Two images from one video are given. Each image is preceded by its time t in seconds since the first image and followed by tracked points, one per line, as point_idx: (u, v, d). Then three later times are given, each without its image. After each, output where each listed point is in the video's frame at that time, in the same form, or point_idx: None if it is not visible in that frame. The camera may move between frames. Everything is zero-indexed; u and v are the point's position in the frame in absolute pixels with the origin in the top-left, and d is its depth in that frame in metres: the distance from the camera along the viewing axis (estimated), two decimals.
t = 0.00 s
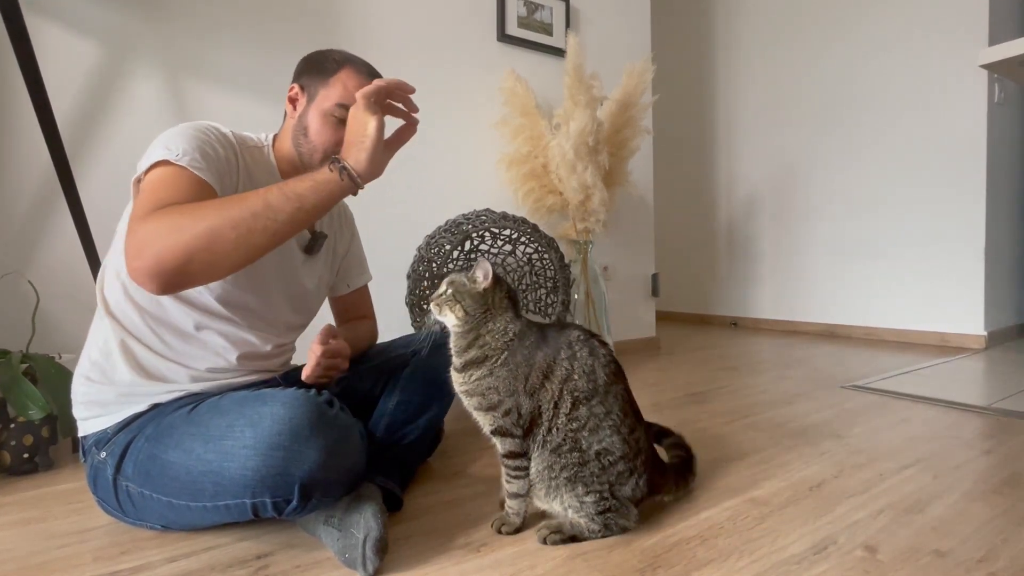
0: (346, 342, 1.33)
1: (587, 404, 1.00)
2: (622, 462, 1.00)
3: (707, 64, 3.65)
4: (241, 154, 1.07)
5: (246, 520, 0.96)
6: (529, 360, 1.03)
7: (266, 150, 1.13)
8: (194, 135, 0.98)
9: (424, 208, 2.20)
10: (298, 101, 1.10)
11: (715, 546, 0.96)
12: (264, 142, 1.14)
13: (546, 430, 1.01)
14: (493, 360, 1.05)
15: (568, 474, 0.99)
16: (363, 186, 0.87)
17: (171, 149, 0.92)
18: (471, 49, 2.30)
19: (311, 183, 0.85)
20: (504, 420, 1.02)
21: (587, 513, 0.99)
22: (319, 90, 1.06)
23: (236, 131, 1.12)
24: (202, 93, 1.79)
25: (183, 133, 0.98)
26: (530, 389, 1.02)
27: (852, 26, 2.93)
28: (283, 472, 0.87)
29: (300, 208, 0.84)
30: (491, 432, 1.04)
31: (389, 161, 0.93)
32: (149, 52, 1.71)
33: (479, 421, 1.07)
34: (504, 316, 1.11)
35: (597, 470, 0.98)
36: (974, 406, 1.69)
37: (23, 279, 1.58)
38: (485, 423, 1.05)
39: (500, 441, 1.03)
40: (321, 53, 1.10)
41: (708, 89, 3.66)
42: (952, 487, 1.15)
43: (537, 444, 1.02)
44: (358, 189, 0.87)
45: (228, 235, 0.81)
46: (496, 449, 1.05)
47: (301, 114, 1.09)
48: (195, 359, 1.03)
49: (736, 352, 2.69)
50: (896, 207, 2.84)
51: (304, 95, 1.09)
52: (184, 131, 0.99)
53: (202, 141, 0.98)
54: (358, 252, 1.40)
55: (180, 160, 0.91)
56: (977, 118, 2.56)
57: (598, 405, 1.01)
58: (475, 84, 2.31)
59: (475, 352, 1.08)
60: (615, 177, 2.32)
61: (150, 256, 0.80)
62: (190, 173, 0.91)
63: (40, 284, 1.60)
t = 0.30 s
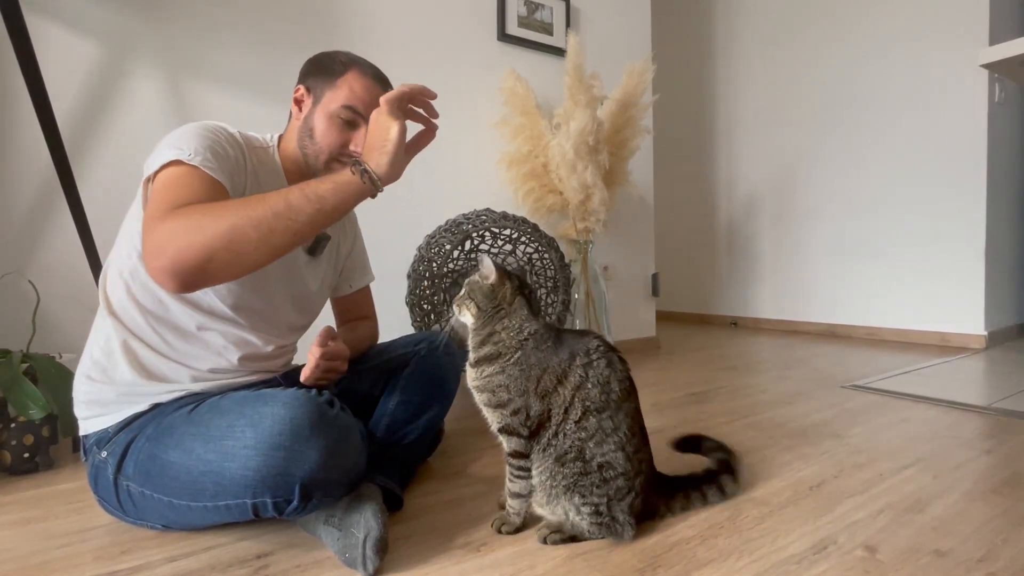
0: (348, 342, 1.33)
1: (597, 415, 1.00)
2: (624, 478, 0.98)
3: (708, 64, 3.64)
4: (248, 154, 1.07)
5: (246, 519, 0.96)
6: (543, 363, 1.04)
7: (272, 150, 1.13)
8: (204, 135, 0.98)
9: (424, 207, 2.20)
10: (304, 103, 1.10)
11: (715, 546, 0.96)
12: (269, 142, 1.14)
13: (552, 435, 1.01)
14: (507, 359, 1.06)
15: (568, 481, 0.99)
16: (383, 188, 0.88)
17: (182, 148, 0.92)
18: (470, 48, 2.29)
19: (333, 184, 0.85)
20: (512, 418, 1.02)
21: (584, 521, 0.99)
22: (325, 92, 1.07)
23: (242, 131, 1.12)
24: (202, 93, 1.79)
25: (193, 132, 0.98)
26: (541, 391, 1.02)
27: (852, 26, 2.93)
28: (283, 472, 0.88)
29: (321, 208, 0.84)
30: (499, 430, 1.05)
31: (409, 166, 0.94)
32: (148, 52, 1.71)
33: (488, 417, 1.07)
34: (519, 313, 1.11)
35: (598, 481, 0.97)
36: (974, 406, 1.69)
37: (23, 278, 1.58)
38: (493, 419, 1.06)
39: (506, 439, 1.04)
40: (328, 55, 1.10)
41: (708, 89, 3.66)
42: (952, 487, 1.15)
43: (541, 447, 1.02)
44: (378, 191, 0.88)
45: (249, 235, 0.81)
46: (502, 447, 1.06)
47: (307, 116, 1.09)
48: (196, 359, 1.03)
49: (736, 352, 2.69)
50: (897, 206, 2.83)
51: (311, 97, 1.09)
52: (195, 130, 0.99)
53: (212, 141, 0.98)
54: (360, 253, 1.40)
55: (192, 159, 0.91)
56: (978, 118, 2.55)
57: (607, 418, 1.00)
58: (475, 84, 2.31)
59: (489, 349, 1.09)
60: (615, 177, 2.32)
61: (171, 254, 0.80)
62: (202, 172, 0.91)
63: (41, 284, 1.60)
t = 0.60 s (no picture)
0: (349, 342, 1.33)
1: (602, 421, 1.00)
2: (627, 484, 0.98)
3: (708, 63, 3.64)
4: (253, 153, 1.07)
5: (247, 518, 0.96)
6: (549, 363, 1.04)
7: (275, 150, 1.12)
8: (208, 135, 0.98)
9: (424, 207, 2.20)
10: (308, 102, 1.10)
11: (715, 545, 0.96)
12: (273, 142, 1.14)
13: (555, 436, 1.01)
14: (512, 357, 1.06)
15: (570, 484, 0.98)
16: (392, 193, 0.88)
17: (188, 150, 0.92)
18: (470, 48, 2.29)
19: (344, 190, 0.86)
20: (516, 416, 1.02)
21: (584, 523, 0.98)
22: (331, 91, 1.07)
23: (245, 131, 1.11)
24: (202, 92, 1.79)
25: (197, 133, 0.97)
26: (546, 391, 1.02)
27: (852, 26, 2.93)
28: (284, 471, 0.88)
29: (332, 214, 0.85)
30: (503, 428, 1.05)
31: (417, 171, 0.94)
32: (148, 52, 1.71)
33: (493, 415, 1.07)
34: (519, 310, 1.11)
35: (600, 485, 0.97)
36: (975, 406, 1.69)
37: (24, 278, 1.58)
38: (498, 417, 1.06)
39: (510, 437, 1.04)
40: (331, 54, 1.10)
41: (708, 89, 3.66)
42: (952, 487, 1.15)
43: (543, 447, 1.02)
44: (387, 197, 0.88)
45: (261, 240, 0.81)
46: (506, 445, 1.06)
47: (311, 115, 1.09)
48: (199, 359, 1.03)
49: (736, 351, 2.69)
50: (898, 205, 2.83)
51: (315, 96, 1.09)
52: (200, 131, 0.99)
53: (217, 141, 0.98)
54: (362, 253, 1.40)
55: (200, 161, 0.91)
56: (978, 118, 2.55)
57: (613, 425, 1.00)
58: (475, 83, 2.31)
59: (494, 348, 1.09)
60: (615, 177, 2.32)
61: (183, 258, 0.80)
62: (210, 174, 0.91)
63: (41, 284, 1.60)
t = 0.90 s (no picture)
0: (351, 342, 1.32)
1: (604, 422, 0.99)
2: (630, 485, 0.98)
3: (709, 62, 3.64)
4: (254, 154, 1.07)
5: (249, 517, 0.96)
6: (552, 363, 1.04)
7: (278, 151, 1.13)
8: (210, 138, 0.98)
9: (424, 206, 2.20)
10: (310, 101, 1.10)
11: (716, 544, 0.96)
12: (275, 142, 1.14)
13: (557, 436, 1.01)
14: (515, 356, 1.06)
15: (572, 485, 0.98)
16: (395, 208, 0.88)
17: (190, 154, 0.92)
18: (470, 47, 2.29)
19: (347, 205, 0.86)
20: (519, 415, 1.02)
21: (585, 523, 0.98)
22: (331, 89, 1.07)
23: (248, 131, 1.11)
24: (202, 91, 1.79)
25: (199, 135, 0.97)
26: (549, 390, 1.02)
27: (853, 25, 2.92)
28: (286, 471, 0.88)
29: (335, 229, 0.85)
30: (506, 426, 1.05)
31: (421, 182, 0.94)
32: (149, 51, 1.71)
33: (497, 415, 1.07)
34: (521, 311, 1.11)
35: (602, 486, 0.97)
36: (976, 405, 1.69)
37: (25, 277, 1.58)
38: (501, 416, 1.06)
39: (512, 436, 1.04)
40: (331, 53, 1.10)
41: (709, 88, 3.65)
42: (953, 486, 1.15)
43: (545, 447, 1.02)
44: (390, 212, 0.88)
45: (264, 254, 0.82)
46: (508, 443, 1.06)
47: (312, 114, 1.09)
48: (200, 359, 1.03)
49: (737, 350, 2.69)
50: (899, 204, 2.83)
51: (316, 95, 1.09)
52: (202, 133, 0.98)
53: (218, 144, 0.98)
54: (363, 254, 1.40)
55: (201, 167, 0.90)
56: (980, 117, 2.55)
57: (615, 426, 1.00)
58: (476, 82, 2.31)
59: (497, 349, 1.09)
60: (615, 176, 2.32)
61: (187, 268, 0.81)
62: (212, 180, 0.91)
63: (43, 283, 1.61)
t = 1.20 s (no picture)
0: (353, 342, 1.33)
1: (607, 421, 1.00)
2: (631, 484, 0.98)
3: (710, 60, 3.63)
4: (255, 154, 1.06)
5: (250, 516, 0.96)
6: (555, 363, 1.04)
7: (280, 151, 1.12)
8: (210, 142, 0.97)
9: (425, 205, 2.20)
10: (310, 100, 1.11)
11: (717, 543, 0.96)
12: (277, 140, 1.15)
13: (559, 435, 1.01)
14: (518, 356, 1.06)
15: (573, 484, 0.98)
16: (390, 221, 0.88)
17: (189, 158, 0.91)
18: (470, 44, 2.29)
19: (341, 219, 0.86)
20: (521, 414, 1.02)
21: (587, 522, 0.98)
22: (329, 86, 1.07)
23: (249, 131, 1.12)
24: (203, 89, 1.79)
25: (199, 138, 0.96)
26: (552, 389, 1.02)
27: (855, 23, 2.92)
28: (287, 470, 0.88)
29: (331, 242, 0.86)
30: (509, 425, 1.05)
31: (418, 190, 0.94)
32: (150, 50, 1.71)
33: (499, 413, 1.08)
34: (524, 311, 1.11)
35: (604, 485, 0.97)
36: (978, 404, 1.69)
37: (26, 277, 1.58)
38: (503, 415, 1.06)
39: (514, 435, 1.04)
40: (331, 52, 1.11)
41: (710, 86, 3.65)
42: (955, 485, 1.15)
43: (546, 446, 1.02)
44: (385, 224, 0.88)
45: (260, 268, 0.82)
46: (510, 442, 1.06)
47: (311, 112, 1.09)
48: (200, 358, 1.03)
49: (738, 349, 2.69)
50: (901, 203, 2.82)
51: (315, 93, 1.10)
52: (202, 137, 0.97)
53: (218, 147, 0.97)
54: (365, 254, 1.40)
55: (200, 173, 0.90)
56: (982, 115, 2.54)
57: (618, 426, 1.00)
58: (477, 81, 2.31)
59: (500, 348, 1.09)
60: (616, 175, 2.32)
61: (183, 280, 0.81)
62: (210, 186, 0.90)
63: (44, 282, 1.61)
